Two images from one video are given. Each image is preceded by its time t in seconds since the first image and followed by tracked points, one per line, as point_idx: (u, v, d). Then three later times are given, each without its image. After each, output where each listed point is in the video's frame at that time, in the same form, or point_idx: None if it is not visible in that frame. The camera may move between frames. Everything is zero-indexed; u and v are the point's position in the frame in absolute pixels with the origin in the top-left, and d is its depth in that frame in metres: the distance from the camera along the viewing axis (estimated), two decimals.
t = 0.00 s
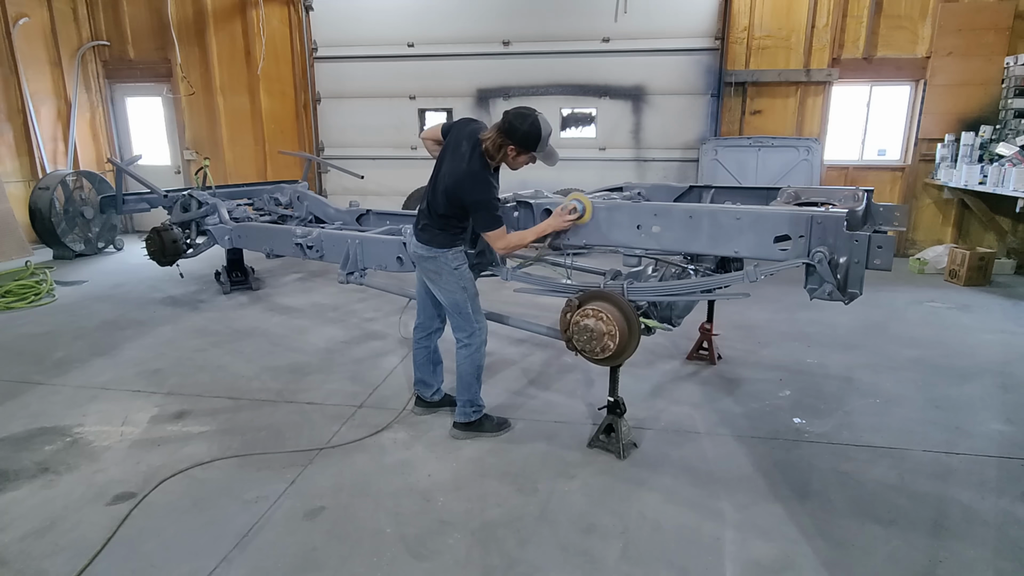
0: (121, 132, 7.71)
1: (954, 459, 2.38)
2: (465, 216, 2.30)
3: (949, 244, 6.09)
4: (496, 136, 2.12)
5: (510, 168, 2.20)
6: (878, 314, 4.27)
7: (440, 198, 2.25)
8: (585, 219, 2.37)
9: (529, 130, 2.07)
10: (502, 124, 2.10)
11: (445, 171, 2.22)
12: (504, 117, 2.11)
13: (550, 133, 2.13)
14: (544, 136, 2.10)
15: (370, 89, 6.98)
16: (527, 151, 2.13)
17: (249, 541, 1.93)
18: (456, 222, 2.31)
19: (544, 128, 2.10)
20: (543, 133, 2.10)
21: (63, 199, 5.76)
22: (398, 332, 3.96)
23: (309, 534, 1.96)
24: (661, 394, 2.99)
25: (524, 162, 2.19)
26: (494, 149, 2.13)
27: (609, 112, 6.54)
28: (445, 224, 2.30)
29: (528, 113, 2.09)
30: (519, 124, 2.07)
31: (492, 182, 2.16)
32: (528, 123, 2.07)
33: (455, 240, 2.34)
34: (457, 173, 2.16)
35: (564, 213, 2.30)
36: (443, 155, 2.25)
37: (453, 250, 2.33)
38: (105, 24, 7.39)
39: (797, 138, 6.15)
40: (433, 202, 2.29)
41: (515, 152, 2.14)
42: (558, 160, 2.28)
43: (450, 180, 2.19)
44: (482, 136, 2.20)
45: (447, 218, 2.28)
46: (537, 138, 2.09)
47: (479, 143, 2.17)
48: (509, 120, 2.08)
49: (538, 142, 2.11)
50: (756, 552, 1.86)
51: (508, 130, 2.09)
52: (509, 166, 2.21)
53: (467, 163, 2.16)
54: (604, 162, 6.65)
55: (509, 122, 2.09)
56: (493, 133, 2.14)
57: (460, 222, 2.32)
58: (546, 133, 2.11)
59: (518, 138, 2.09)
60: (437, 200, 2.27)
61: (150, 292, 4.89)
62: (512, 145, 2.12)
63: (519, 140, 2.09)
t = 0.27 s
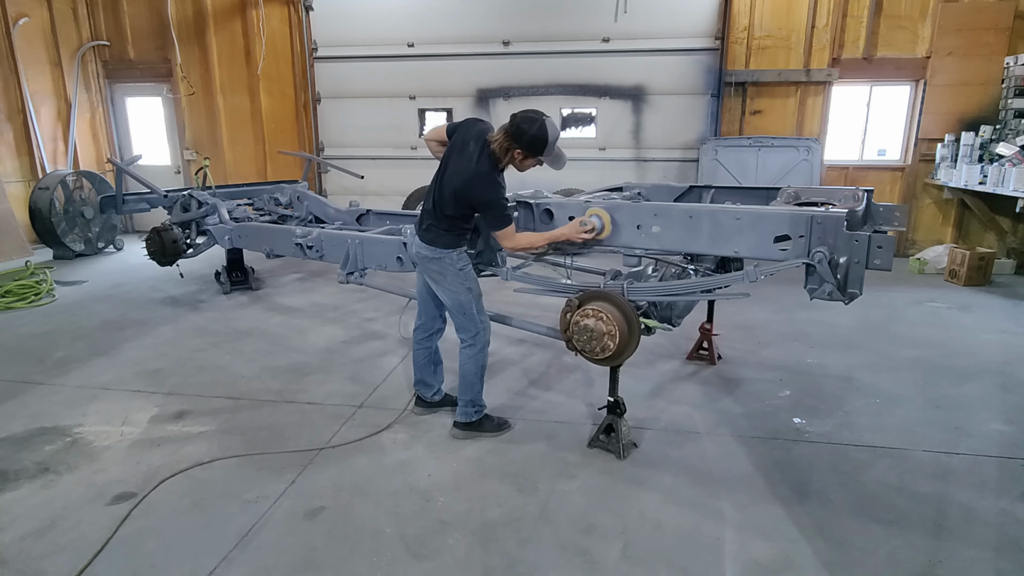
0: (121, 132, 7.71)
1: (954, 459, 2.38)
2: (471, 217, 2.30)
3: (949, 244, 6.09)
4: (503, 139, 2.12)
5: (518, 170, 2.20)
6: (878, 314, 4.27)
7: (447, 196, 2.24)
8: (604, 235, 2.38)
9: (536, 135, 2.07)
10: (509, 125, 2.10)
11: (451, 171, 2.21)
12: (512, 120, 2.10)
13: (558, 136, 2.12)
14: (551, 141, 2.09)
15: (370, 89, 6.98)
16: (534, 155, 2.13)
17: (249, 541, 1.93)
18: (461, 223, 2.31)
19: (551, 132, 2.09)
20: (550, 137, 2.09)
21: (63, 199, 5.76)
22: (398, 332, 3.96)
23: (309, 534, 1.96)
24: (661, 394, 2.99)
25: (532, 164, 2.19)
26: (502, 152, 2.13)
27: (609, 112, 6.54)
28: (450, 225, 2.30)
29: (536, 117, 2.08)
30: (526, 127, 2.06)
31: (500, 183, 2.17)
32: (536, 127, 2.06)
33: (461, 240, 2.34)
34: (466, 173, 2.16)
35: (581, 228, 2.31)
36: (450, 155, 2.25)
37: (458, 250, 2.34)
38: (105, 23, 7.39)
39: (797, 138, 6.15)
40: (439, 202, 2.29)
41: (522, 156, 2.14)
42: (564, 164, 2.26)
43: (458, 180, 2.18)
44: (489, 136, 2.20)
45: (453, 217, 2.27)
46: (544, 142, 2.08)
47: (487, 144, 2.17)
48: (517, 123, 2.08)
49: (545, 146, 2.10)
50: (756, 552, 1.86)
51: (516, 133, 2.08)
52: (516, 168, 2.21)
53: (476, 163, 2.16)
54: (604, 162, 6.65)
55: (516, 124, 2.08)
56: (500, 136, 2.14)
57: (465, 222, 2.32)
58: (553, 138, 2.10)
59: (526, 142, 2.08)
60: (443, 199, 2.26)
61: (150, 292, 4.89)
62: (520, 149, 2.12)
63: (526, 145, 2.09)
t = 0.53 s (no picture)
0: (121, 132, 7.71)
1: (954, 459, 2.38)
2: (469, 219, 2.30)
3: (949, 244, 6.09)
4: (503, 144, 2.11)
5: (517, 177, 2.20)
6: (878, 314, 4.27)
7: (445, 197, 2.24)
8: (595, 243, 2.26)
9: (535, 142, 2.06)
10: (509, 131, 2.09)
11: (451, 172, 2.21)
12: (512, 126, 2.09)
13: (557, 145, 2.11)
14: (550, 149, 2.08)
15: (370, 89, 6.98)
16: (533, 163, 2.13)
17: (249, 541, 1.93)
18: (460, 224, 2.31)
19: (550, 140, 2.08)
20: (549, 145, 2.08)
21: (63, 199, 5.76)
22: (398, 332, 3.96)
23: (310, 534, 1.96)
24: (661, 394, 2.99)
25: (531, 172, 2.19)
26: (501, 157, 2.13)
27: (609, 112, 6.54)
28: (449, 226, 2.30)
29: (537, 124, 2.07)
30: (526, 134, 2.06)
31: (498, 185, 2.16)
32: (535, 135, 2.06)
33: (460, 241, 2.33)
34: (465, 173, 2.16)
35: (569, 241, 2.16)
36: (450, 156, 2.25)
37: (455, 252, 2.33)
38: (105, 23, 7.39)
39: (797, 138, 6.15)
40: (438, 203, 2.29)
41: (521, 163, 2.14)
42: (565, 172, 2.24)
43: (457, 181, 2.18)
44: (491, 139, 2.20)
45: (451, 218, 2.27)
46: (543, 150, 2.07)
47: (487, 147, 2.17)
48: (517, 129, 2.07)
49: (544, 155, 2.09)
50: (756, 552, 1.86)
51: (515, 140, 2.08)
52: (515, 175, 2.21)
53: (474, 164, 2.15)
54: (604, 162, 6.65)
55: (516, 131, 2.07)
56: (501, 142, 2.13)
57: (463, 224, 2.31)
58: (552, 146, 2.09)
59: (525, 150, 2.07)
60: (442, 201, 2.26)
61: (150, 292, 4.89)
62: (519, 156, 2.11)
63: (525, 152, 2.08)
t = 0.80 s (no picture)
0: (121, 132, 7.71)
1: (954, 459, 2.38)
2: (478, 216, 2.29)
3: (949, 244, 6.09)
4: (514, 140, 2.11)
5: (529, 172, 2.19)
6: (878, 314, 4.27)
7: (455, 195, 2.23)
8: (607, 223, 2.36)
9: (548, 136, 2.06)
10: (521, 126, 2.09)
11: (461, 170, 2.20)
12: (523, 121, 2.09)
13: (569, 138, 2.12)
14: (563, 142, 2.09)
15: (370, 89, 6.98)
16: (546, 157, 2.13)
17: (249, 541, 1.93)
18: (468, 222, 2.31)
19: (562, 133, 2.09)
20: (561, 138, 2.09)
21: (63, 199, 5.76)
22: (398, 332, 3.96)
23: (309, 534, 1.96)
24: (661, 394, 2.99)
25: (543, 166, 2.19)
26: (513, 153, 2.12)
27: (609, 112, 6.54)
28: (458, 225, 2.30)
29: (548, 118, 2.07)
30: (538, 128, 2.05)
31: (510, 183, 2.15)
32: (548, 128, 2.06)
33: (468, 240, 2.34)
34: (476, 171, 2.15)
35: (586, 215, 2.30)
36: (461, 153, 2.23)
37: (463, 251, 2.34)
38: (105, 24, 7.39)
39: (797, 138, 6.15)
40: (447, 200, 2.28)
41: (534, 158, 2.14)
42: (577, 166, 2.25)
43: (467, 179, 2.17)
44: (501, 137, 2.19)
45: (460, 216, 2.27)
46: (556, 144, 2.08)
47: (498, 144, 2.16)
48: (529, 124, 2.06)
49: (557, 148, 2.09)
50: (756, 552, 1.86)
51: (528, 134, 2.07)
52: (527, 170, 2.21)
53: (486, 162, 2.14)
54: (604, 162, 6.65)
55: (528, 126, 2.07)
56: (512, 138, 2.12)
57: (472, 222, 2.31)
58: (564, 140, 2.10)
59: (538, 143, 2.07)
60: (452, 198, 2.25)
61: (150, 292, 4.89)
62: (531, 151, 2.11)
63: (539, 146, 2.07)
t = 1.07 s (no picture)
0: (121, 132, 7.71)
1: (954, 459, 2.38)
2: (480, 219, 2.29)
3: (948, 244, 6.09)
4: (520, 144, 2.11)
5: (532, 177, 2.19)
6: (878, 313, 4.27)
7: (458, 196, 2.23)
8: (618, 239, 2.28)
9: (553, 142, 2.06)
10: (527, 130, 2.09)
11: (465, 171, 2.19)
12: (528, 126, 2.09)
13: (573, 144, 2.13)
14: (567, 148, 2.09)
15: (370, 89, 6.99)
16: (550, 162, 2.13)
17: (250, 541, 1.93)
18: (470, 225, 2.30)
19: (567, 139, 2.09)
20: (565, 145, 2.09)
21: (63, 199, 5.75)
22: (398, 332, 3.96)
23: (309, 534, 1.96)
24: (661, 394, 2.99)
25: (546, 172, 2.19)
26: (517, 157, 2.12)
27: (609, 113, 6.54)
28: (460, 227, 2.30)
29: (554, 124, 2.08)
30: (544, 134, 2.06)
31: (516, 187, 2.15)
32: (553, 134, 2.06)
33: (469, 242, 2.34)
34: (482, 174, 2.15)
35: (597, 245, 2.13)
36: (466, 155, 2.23)
37: (464, 254, 2.34)
38: (105, 23, 7.39)
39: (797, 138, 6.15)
40: (450, 202, 2.27)
41: (538, 163, 2.14)
42: (582, 172, 2.26)
43: (471, 180, 2.17)
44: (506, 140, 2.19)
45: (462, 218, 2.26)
46: (560, 150, 2.08)
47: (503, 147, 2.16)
48: (535, 129, 2.07)
49: (561, 154, 2.10)
50: (756, 552, 1.86)
51: (533, 139, 2.07)
52: (530, 175, 2.20)
53: (493, 165, 2.14)
54: (604, 162, 6.65)
55: (534, 131, 2.07)
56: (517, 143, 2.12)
57: (474, 225, 2.31)
58: (569, 145, 2.11)
59: (543, 148, 2.07)
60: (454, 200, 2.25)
61: (150, 292, 4.89)
62: (535, 155, 2.11)
63: (542, 150, 2.08)
